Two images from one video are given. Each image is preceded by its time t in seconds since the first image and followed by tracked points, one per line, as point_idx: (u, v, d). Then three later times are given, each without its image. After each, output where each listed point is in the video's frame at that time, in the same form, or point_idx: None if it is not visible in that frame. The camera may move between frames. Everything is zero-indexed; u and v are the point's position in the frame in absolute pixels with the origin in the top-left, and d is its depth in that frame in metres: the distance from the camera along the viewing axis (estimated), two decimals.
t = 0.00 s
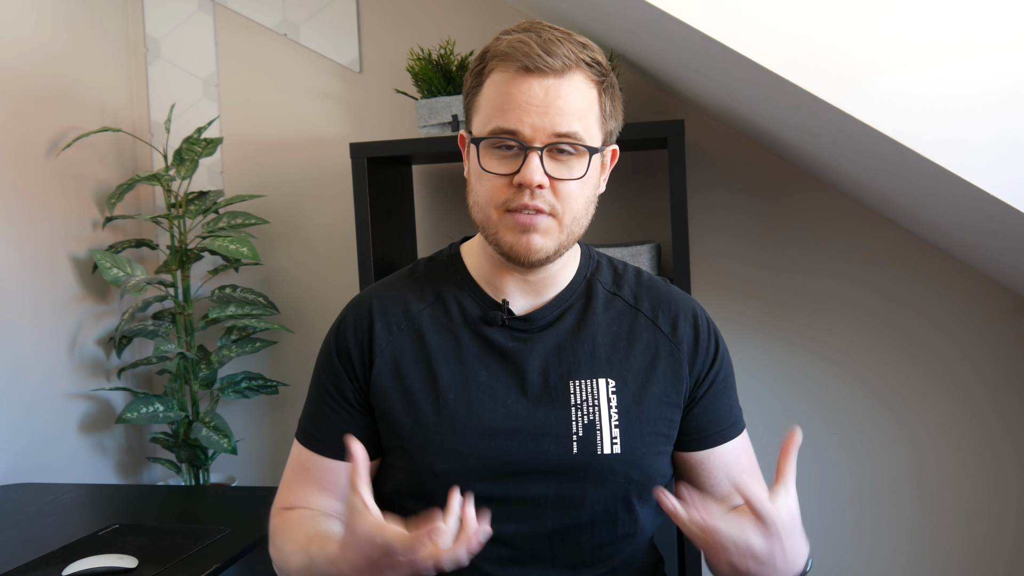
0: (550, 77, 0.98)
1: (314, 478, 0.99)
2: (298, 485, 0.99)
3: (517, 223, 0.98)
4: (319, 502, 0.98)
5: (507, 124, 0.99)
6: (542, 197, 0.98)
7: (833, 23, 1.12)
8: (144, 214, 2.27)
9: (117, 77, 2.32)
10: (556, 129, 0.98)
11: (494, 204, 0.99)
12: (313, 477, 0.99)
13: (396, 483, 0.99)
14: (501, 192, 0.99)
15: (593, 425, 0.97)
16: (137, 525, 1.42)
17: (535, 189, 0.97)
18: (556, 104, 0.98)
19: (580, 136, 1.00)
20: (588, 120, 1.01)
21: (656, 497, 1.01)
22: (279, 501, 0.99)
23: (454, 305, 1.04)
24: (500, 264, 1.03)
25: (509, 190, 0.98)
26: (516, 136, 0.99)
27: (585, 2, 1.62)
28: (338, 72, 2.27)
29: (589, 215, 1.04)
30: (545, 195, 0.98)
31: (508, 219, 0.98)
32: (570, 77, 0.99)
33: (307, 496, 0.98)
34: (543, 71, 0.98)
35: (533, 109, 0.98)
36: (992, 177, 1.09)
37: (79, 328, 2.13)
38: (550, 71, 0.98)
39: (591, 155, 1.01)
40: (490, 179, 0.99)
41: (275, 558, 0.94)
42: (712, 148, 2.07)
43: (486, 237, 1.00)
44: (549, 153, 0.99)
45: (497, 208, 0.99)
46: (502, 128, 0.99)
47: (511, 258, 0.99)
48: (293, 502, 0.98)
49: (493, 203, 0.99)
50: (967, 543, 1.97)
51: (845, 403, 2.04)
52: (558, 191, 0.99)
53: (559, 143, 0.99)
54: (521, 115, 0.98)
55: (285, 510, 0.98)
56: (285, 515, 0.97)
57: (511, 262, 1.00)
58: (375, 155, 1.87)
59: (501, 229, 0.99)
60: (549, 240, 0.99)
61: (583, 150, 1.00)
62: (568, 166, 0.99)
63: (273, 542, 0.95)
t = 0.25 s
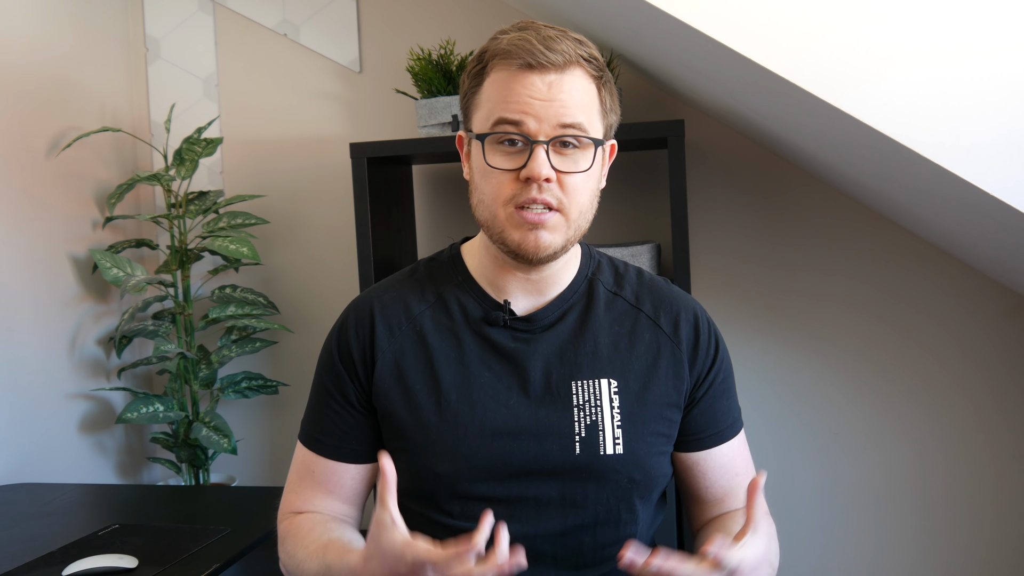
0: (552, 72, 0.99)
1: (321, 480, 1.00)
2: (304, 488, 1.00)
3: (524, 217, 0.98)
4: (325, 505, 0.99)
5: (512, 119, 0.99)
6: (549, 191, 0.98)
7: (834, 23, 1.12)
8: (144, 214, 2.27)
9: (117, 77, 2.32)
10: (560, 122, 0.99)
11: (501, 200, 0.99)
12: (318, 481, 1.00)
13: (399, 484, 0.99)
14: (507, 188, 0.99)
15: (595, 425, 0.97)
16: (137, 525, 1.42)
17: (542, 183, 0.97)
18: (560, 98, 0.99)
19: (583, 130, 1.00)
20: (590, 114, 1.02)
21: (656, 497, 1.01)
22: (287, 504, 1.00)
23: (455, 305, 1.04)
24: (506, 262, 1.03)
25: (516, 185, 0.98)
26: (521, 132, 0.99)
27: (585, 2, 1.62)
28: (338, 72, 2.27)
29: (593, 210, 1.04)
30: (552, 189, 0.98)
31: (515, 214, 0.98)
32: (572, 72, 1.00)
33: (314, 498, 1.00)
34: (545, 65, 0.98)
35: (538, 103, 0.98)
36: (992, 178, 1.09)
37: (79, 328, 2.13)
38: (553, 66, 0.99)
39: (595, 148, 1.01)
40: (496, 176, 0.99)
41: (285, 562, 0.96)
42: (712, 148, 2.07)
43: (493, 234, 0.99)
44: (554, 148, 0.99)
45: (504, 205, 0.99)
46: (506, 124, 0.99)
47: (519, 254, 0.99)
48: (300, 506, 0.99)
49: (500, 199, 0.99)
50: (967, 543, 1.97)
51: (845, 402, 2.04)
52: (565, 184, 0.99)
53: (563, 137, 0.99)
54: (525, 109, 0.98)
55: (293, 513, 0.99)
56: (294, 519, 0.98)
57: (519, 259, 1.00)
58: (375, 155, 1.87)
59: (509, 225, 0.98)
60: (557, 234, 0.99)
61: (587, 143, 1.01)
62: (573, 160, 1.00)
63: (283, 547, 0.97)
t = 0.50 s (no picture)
0: (558, 70, 0.99)
1: (322, 478, 1.00)
2: (305, 486, 1.01)
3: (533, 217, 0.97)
4: (326, 504, 1.00)
5: (519, 118, 0.99)
6: (558, 190, 0.98)
7: (834, 23, 1.12)
8: (144, 214, 2.27)
9: (117, 77, 2.32)
10: (567, 120, 0.99)
11: (509, 200, 0.99)
12: (318, 479, 1.00)
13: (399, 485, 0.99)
14: (516, 188, 0.99)
15: (595, 427, 0.97)
16: (137, 525, 1.42)
17: (551, 182, 0.97)
18: (566, 96, 0.99)
19: (589, 127, 1.00)
20: (595, 111, 1.02)
21: (656, 499, 1.01)
22: (287, 501, 1.01)
23: (456, 307, 1.04)
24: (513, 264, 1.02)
25: (524, 184, 0.98)
26: (528, 130, 0.99)
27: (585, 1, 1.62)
28: (338, 72, 2.27)
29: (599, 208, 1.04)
30: (561, 187, 0.98)
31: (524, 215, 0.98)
32: (576, 71, 1.00)
33: (315, 496, 1.00)
34: (551, 63, 0.99)
35: (545, 101, 0.98)
36: (992, 178, 1.09)
37: (79, 328, 2.13)
38: (558, 63, 0.99)
39: (601, 146, 1.01)
40: (504, 176, 0.99)
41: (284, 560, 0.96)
42: (712, 148, 2.07)
43: (501, 235, 0.99)
44: (562, 146, 0.99)
45: (513, 205, 0.99)
46: (513, 124, 0.99)
47: (526, 256, 0.98)
48: (300, 503, 0.99)
49: (508, 200, 0.99)
50: (967, 543, 1.97)
51: (845, 403, 2.04)
52: (572, 183, 0.98)
53: (570, 135, 0.99)
54: (533, 107, 0.98)
55: (293, 511, 0.99)
56: (294, 516, 0.98)
57: (527, 259, 0.99)
58: (375, 155, 1.87)
59: (518, 225, 0.98)
60: (565, 233, 0.98)
61: (593, 140, 1.00)
62: (580, 158, 1.00)
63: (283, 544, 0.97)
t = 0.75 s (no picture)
0: (560, 68, 0.99)
1: (311, 471, 1.01)
2: (294, 478, 1.01)
3: (531, 213, 0.97)
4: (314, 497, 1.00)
5: (520, 115, 0.99)
6: (557, 187, 0.98)
7: (834, 23, 1.12)
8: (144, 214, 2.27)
9: (117, 77, 2.32)
10: (568, 118, 0.99)
11: (508, 196, 0.99)
12: (307, 472, 1.01)
13: (398, 483, 1.00)
14: (515, 184, 0.99)
15: (594, 426, 0.97)
16: (137, 525, 1.42)
17: (550, 179, 0.97)
18: (568, 94, 0.99)
19: (590, 127, 1.00)
20: (596, 111, 1.02)
21: (656, 498, 1.01)
22: (275, 492, 1.01)
23: (455, 306, 1.04)
24: (510, 262, 1.02)
25: (523, 181, 0.98)
26: (529, 127, 0.99)
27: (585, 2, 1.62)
28: (338, 72, 2.27)
29: (597, 208, 1.04)
30: (559, 184, 0.98)
31: (522, 211, 0.98)
32: (579, 70, 1.01)
33: (304, 488, 1.00)
34: (554, 61, 0.99)
35: (547, 99, 0.98)
36: (992, 178, 1.09)
37: (79, 328, 2.13)
38: (561, 62, 0.99)
39: (601, 145, 1.01)
40: (504, 172, 0.99)
41: (269, 548, 0.98)
42: (712, 149, 2.07)
43: (499, 231, 0.99)
44: (562, 143, 0.99)
45: (511, 201, 0.99)
46: (515, 120, 0.99)
47: (524, 253, 0.98)
48: (289, 494, 1.00)
49: (507, 195, 0.99)
50: (966, 543, 1.97)
51: (845, 402, 2.04)
52: (572, 181, 0.99)
53: (571, 133, 0.99)
54: (535, 105, 0.98)
55: (282, 502, 1.00)
56: (283, 508, 0.99)
57: (524, 256, 0.99)
58: (374, 155, 1.87)
59: (516, 222, 0.98)
60: (562, 230, 0.98)
61: (594, 140, 1.01)
62: (580, 156, 1.00)
63: (269, 532, 0.98)
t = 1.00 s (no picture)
0: (555, 67, 0.99)
1: (322, 478, 1.00)
2: (305, 486, 1.00)
3: (525, 210, 0.97)
4: (324, 504, 1.00)
5: (514, 113, 0.99)
6: (550, 184, 0.98)
7: (834, 22, 1.12)
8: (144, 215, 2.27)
9: (117, 77, 2.32)
10: (562, 116, 0.99)
11: (502, 194, 0.99)
12: (318, 479, 1.00)
13: (399, 484, 1.00)
14: (509, 181, 0.99)
15: (595, 426, 0.97)
16: (137, 525, 1.42)
17: (543, 176, 0.97)
18: (562, 93, 0.99)
19: (585, 125, 1.00)
20: (592, 110, 1.02)
21: (657, 498, 1.01)
22: (287, 502, 1.00)
23: (455, 306, 1.04)
24: (507, 260, 1.02)
25: (517, 178, 0.98)
26: (523, 125, 0.99)
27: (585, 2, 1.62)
28: (338, 72, 2.27)
29: (594, 207, 1.04)
30: (553, 181, 0.98)
31: (516, 208, 0.98)
32: (574, 69, 1.01)
33: (316, 496, 1.00)
34: (549, 60, 0.99)
35: (540, 97, 0.99)
36: (992, 178, 1.09)
37: (79, 328, 2.13)
38: (556, 61, 0.99)
39: (596, 144, 1.01)
40: (498, 169, 0.99)
41: (286, 559, 0.97)
42: (711, 148, 2.07)
43: (493, 228, 0.99)
44: (556, 141, 0.99)
45: (505, 198, 0.99)
46: (509, 118, 0.99)
47: (518, 250, 0.98)
48: (302, 504, 0.99)
49: (501, 193, 0.99)
50: (966, 543, 1.97)
51: (845, 402, 2.04)
52: (566, 178, 0.99)
53: (565, 131, 0.99)
54: (529, 103, 0.98)
55: (295, 512, 0.99)
56: (297, 518, 0.98)
57: (518, 254, 0.99)
58: (374, 155, 1.87)
59: (510, 219, 0.98)
60: (556, 228, 0.98)
61: (589, 138, 1.01)
62: (574, 155, 1.00)
63: (284, 543, 0.98)
